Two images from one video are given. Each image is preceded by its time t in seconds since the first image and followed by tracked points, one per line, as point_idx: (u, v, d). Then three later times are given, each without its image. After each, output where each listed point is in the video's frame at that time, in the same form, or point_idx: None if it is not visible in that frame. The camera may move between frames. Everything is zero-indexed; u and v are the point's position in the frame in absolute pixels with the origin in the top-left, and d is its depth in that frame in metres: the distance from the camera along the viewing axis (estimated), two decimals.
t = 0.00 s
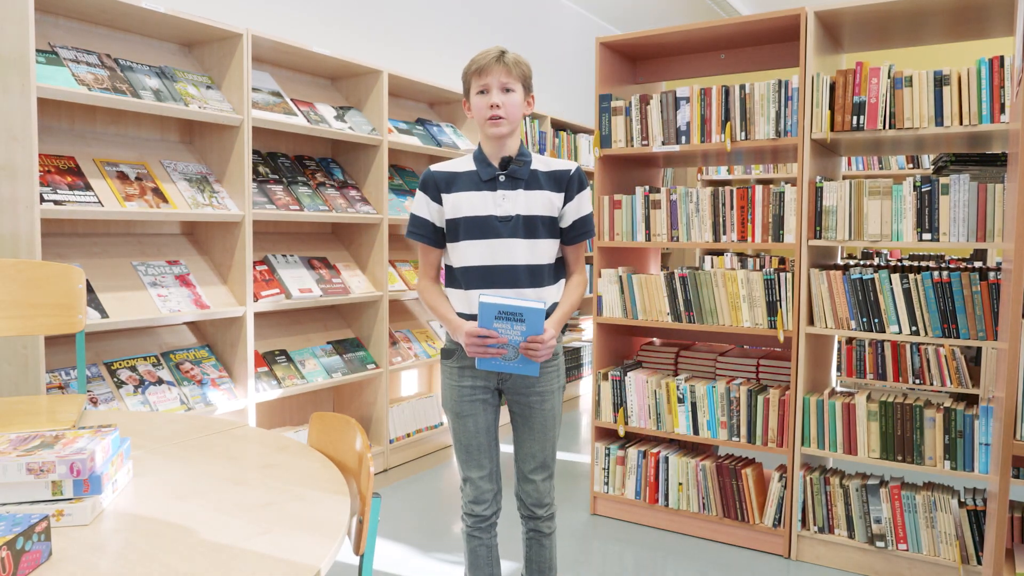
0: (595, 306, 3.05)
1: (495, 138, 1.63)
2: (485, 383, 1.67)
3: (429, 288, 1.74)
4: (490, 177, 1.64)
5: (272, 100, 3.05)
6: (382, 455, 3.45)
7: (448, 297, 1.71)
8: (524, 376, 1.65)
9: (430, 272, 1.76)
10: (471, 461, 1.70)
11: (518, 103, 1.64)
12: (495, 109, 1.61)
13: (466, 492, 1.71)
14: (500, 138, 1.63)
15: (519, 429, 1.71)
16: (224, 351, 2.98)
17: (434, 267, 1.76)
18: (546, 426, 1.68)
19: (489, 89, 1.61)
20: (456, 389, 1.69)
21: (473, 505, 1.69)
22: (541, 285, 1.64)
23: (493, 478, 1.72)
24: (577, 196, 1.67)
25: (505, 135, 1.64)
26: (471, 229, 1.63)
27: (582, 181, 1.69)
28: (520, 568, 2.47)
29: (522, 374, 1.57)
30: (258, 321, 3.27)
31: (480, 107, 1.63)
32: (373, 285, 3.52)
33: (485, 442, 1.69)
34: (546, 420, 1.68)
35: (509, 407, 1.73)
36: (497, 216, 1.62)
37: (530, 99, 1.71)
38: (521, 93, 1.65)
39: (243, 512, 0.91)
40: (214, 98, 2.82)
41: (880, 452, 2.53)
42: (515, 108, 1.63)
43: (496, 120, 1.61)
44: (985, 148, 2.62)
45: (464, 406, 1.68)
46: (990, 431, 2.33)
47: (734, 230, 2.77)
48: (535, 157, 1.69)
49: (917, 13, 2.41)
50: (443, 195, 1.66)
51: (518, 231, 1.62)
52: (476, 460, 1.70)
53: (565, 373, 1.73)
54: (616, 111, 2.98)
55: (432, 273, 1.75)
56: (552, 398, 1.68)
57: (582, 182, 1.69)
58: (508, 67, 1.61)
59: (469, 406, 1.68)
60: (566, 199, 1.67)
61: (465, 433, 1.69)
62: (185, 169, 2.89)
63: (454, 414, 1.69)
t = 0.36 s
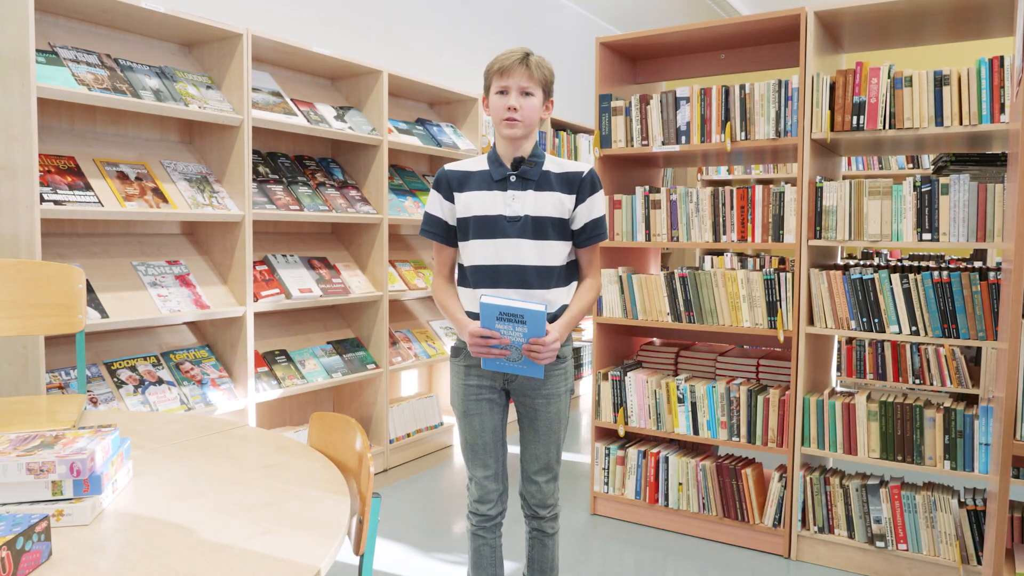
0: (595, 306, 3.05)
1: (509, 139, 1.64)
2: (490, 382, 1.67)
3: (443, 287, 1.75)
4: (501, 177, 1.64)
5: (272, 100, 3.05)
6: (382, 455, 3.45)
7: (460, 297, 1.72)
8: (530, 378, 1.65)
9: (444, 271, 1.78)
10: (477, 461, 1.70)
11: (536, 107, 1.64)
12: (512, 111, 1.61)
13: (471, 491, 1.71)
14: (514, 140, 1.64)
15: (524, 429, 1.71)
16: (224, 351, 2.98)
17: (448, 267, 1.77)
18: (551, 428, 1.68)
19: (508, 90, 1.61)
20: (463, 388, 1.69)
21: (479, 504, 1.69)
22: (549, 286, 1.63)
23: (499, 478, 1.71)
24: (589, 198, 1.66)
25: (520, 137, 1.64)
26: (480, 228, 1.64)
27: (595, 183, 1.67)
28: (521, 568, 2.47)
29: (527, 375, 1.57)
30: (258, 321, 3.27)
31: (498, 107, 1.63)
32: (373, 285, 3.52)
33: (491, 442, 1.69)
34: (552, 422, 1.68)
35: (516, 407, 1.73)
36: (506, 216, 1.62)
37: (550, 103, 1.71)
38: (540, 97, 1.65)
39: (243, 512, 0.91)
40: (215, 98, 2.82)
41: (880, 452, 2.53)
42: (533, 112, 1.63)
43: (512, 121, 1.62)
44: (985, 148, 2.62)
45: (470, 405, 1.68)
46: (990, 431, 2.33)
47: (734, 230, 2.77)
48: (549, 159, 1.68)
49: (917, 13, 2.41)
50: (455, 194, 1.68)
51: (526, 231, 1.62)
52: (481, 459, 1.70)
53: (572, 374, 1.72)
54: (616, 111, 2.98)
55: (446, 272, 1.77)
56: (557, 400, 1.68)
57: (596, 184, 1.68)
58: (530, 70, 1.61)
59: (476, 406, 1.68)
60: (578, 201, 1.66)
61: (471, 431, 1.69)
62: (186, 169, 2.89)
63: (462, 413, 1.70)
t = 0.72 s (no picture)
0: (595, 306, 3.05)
1: (513, 139, 1.64)
2: (493, 383, 1.67)
3: (450, 287, 1.77)
4: (504, 177, 1.65)
5: (272, 100, 3.05)
6: (382, 455, 3.45)
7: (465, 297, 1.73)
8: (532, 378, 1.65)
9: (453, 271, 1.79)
10: (479, 460, 1.70)
11: (540, 108, 1.63)
12: (515, 111, 1.61)
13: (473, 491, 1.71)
14: (517, 140, 1.64)
15: (526, 429, 1.71)
16: (224, 351, 2.98)
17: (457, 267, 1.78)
18: (552, 428, 1.68)
19: (511, 90, 1.61)
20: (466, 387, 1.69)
21: (481, 503, 1.69)
22: (552, 287, 1.63)
23: (501, 478, 1.71)
24: (592, 198, 1.65)
25: (524, 138, 1.64)
26: (483, 227, 1.65)
27: (598, 183, 1.66)
28: (521, 569, 2.47)
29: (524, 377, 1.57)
30: (258, 321, 3.27)
31: (502, 107, 1.63)
32: (373, 285, 3.52)
33: (493, 442, 1.69)
34: (553, 423, 1.68)
35: (518, 407, 1.72)
36: (508, 216, 1.63)
37: (554, 104, 1.70)
38: (544, 97, 1.65)
39: (243, 512, 0.91)
40: (215, 98, 2.82)
41: (880, 452, 2.53)
42: (536, 112, 1.63)
43: (515, 122, 1.62)
44: (985, 148, 2.62)
45: (472, 404, 1.68)
46: (990, 431, 2.33)
47: (734, 229, 2.77)
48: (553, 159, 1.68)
49: (917, 13, 2.41)
50: (460, 194, 1.70)
51: (528, 231, 1.61)
52: (483, 459, 1.70)
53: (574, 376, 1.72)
54: (616, 111, 2.98)
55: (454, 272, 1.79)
56: (559, 401, 1.68)
57: (600, 184, 1.66)
58: (533, 71, 1.61)
59: (478, 405, 1.68)
60: (581, 201, 1.65)
61: (474, 431, 1.69)
62: (186, 169, 2.89)
63: (464, 412, 1.70)
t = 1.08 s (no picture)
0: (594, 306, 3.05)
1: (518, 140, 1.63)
2: (494, 385, 1.66)
3: (450, 290, 1.76)
4: (508, 177, 1.64)
5: (272, 100, 3.05)
6: (382, 455, 3.45)
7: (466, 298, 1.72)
8: (534, 379, 1.65)
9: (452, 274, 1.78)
10: (479, 462, 1.70)
11: (548, 112, 1.64)
12: (525, 113, 1.61)
13: (474, 492, 1.71)
14: (523, 142, 1.63)
15: (527, 431, 1.71)
16: (224, 351, 2.98)
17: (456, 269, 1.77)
18: (554, 429, 1.68)
19: (523, 91, 1.61)
20: (467, 389, 1.68)
21: (481, 505, 1.69)
22: (556, 287, 1.64)
23: (501, 480, 1.71)
24: (595, 199, 1.68)
25: (529, 140, 1.64)
26: (487, 227, 1.64)
27: (601, 185, 1.70)
28: (521, 569, 2.47)
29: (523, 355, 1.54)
30: (258, 321, 3.27)
31: (511, 106, 1.62)
32: (373, 285, 3.52)
33: (494, 444, 1.69)
34: (555, 424, 1.68)
35: (519, 409, 1.72)
36: (513, 216, 1.62)
37: (559, 109, 1.71)
38: (552, 102, 1.66)
39: (243, 513, 0.91)
40: (214, 98, 2.81)
41: (880, 452, 2.53)
42: (545, 116, 1.63)
43: (523, 123, 1.61)
44: (985, 148, 2.63)
45: (473, 406, 1.68)
46: (990, 431, 2.33)
47: (734, 229, 2.77)
48: (556, 160, 1.69)
49: (917, 13, 2.41)
50: (461, 194, 1.68)
51: (534, 231, 1.62)
52: (484, 461, 1.69)
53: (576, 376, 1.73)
54: (617, 111, 2.98)
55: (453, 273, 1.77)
56: (560, 403, 1.68)
57: (602, 187, 1.70)
58: (547, 74, 1.62)
59: (479, 407, 1.68)
60: (586, 202, 1.68)
61: (475, 433, 1.69)
62: (185, 169, 2.89)
63: (465, 414, 1.69)
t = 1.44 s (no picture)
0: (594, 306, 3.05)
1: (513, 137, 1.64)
2: (494, 386, 1.67)
3: (444, 290, 1.74)
4: (506, 177, 1.64)
5: (272, 100, 3.05)
6: (382, 455, 3.45)
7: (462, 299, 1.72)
8: (535, 379, 1.65)
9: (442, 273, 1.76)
10: (479, 463, 1.70)
11: (541, 107, 1.64)
12: (518, 109, 1.61)
13: (473, 493, 1.71)
14: (518, 139, 1.64)
15: (528, 432, 1.71)
16: (224, 351, 2.98)
17: (450, 269, 1.76)
18: (554, 430, 1.68)
19: (515, 88, 1.61)
20: (467, 390, 1.69)
21: (481, 506, 1.69)
22: (556, 286, 1.64)
23: (501, 480, 1.71)
24: (593, 198, 1.68)
25: (524, 136, 1.64)
26: (485, 228, 1.63)
27: (599, 184, 1.70)
28: (521, 568, 2.47)
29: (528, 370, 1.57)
30: (258, 321, 3.27)
31: (504, 103, 1.63)
32: (373, 285, 3.52)
33: (494, 445, 1.69)
34: (555, 424, 1.68)
35: (519, 409, 1.72)
36: (512, 216, 1.62)
37: (555, 103, 1.71)
38: (547, 97, 1.66)
39: (243, 513, 0.91)
40: (215, 98, 2.82)
41: (879, 452, 2.53)
42: (538, 111, 1.63)
43: (517, 120, 1.62)
44: (985, 148, 2.63)
45: (473, 407, 1.68)
46: (990, 431, 2.32)
47: (734, 229, 2.77)
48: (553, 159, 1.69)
49: (917, 13, 2.41)
50: (458, 194, 1.67)
51: (533, 231, 1.62)
52: (483, 462, 1.69)
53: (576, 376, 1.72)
54: (616, 111, 2.98)
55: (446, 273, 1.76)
56: (561, 402, 1.68)
57: (600, 185, 1.70)
58: (538, 69, 1.62)
59: (479, 408, 1.68)
60: (583, 200, 1.68)
61: (475, 434, 1.69)
62: (186, 169, 2.89)
63: (465, 416, 1.70)
